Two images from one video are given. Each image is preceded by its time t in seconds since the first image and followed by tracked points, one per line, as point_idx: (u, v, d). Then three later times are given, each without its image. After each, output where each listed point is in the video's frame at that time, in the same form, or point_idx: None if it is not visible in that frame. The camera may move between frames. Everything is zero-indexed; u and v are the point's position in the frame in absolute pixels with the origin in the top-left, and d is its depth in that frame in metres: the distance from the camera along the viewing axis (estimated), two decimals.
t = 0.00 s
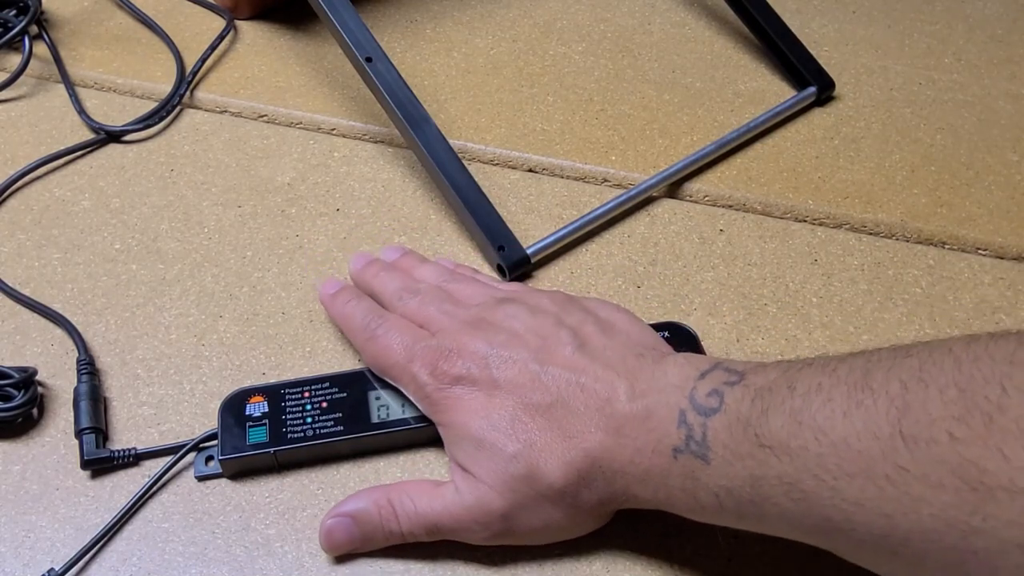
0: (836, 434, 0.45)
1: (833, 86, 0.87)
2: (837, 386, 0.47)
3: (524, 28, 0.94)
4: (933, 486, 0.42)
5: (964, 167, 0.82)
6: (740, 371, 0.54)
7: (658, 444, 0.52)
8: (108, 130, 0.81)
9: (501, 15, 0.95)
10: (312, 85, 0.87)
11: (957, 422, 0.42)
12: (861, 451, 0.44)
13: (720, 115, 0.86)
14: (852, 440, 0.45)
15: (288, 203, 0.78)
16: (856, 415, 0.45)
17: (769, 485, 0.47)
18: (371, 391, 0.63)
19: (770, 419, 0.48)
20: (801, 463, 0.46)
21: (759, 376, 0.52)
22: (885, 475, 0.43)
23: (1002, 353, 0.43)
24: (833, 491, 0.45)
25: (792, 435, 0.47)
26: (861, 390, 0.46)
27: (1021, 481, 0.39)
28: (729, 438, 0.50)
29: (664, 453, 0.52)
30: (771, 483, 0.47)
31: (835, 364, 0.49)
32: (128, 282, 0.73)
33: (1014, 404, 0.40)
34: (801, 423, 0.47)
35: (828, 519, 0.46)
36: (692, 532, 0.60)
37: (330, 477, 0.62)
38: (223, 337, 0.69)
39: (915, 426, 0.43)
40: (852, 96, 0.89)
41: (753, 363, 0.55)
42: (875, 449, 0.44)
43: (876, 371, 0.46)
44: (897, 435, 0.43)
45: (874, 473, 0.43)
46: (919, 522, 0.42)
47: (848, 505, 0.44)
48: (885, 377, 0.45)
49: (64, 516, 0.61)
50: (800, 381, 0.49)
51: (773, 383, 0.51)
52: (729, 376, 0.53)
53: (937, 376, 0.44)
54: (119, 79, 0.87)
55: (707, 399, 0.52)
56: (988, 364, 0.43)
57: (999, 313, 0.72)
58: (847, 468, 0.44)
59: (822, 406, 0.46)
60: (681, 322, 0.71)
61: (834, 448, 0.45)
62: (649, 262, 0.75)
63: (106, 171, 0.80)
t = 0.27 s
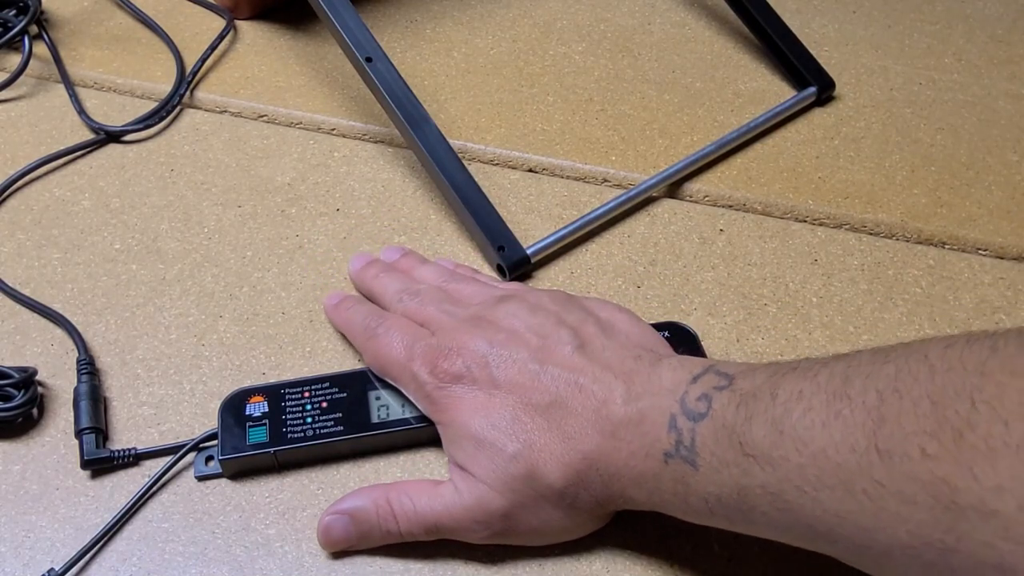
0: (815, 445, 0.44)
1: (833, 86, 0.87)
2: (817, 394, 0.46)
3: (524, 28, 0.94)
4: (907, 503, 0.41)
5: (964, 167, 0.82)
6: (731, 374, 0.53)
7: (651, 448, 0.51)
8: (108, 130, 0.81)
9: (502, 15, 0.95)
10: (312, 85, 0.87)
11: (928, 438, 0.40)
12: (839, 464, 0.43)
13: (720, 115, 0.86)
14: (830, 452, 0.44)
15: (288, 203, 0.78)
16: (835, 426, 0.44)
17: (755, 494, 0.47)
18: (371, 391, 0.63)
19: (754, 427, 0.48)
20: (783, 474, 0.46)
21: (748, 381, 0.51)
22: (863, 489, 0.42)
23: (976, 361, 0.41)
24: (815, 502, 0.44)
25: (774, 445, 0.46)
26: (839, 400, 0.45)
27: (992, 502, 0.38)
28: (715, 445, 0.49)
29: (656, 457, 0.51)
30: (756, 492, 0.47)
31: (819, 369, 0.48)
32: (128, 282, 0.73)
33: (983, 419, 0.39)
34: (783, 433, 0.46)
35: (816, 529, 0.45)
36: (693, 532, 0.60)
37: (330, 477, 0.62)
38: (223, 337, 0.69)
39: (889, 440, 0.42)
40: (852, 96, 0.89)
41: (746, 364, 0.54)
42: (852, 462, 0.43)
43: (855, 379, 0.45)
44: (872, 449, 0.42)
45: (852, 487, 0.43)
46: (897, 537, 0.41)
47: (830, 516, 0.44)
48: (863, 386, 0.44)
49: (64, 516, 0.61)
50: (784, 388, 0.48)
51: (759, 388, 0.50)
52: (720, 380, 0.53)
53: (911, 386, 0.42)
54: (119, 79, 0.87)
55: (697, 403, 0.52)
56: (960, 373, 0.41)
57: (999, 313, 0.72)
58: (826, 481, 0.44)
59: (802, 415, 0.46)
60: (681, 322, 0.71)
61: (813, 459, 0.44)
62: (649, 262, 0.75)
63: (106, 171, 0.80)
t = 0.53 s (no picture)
0: (809, 464, 0.44)
1: (833, 86, 0.87)
2: (810, 410, 0.46)
3: (524, 28, 0.94)
4: (901, 531, 0.41)
5: (964, 167, 0.82)
6: (728, 380, 0.52)
7: (648, 452, 0.51)
8: (108, 130, 0.81)
9: (502, 15, 0.95)
10: (312, 85, 0.87)
11: (920, 466, 0.40)
12: (833, 485, 0.43)
13: (720, 115, 0.86)
14: (824, 472, 0.44)
15: (288, 203, 0.78)
16: (828, 446, 0.44)
17: (751, 508, 0.47)
18: (371, 391, 0.63)
19: (749, 440, 0.48)
20: (777, 491, 0.45)
21: (743, 389, 0.51)
22: (856, 512, 0.42)
23: (967, 386, 0.40)
24: (811, 521, 0.44)
25: (768, 462, 0.46)
26: (832, 417, 0.44)
27: (983, 538, 0.37)
28: (711, 457, 0.49)
29: (653, 462, 0.51)
30: (752, 506, 0.47)
31: (812, 382, 0.47)
32: (128, 282, 0.73)
33: (974, 452, 0.38)
34: (777, 448, 0.46)
35: (812, 543, 0.45)
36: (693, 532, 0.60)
37: (330, 477, 0.62)
38: (223, 337, 0.69)
39: (882, 465, 0.41)
40: (852, 96, 0.89)
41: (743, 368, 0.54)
42: (845, 483, 0.43)
43: (848, 396, 0.45)
44: (865, 472, 0.42)
45: (845, 508, 0.43)
46: (892, 562, 0.42)
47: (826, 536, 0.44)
48: (856, 405, 0.44)
49: (64, 516, 0.61)
50: (778, 401, 0.48)
51: (753, 399, 0.50)
52: (717, 386, 0.52)
53: (904, 410, 0.42)
54: (119, 79, 0.87)
55: (693, 410, 0.51)
56: (952, 400, 0.40)
57: (999, 313, 0.72)
58: (821, 501, 0.44)
59: (796, 432, 0.45)
60: (681, 322, 0.71)
61: (807, 478, 0.44)
62: (649, 262, 0.75)
63: (106, 171, 0.80)
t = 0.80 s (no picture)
0: (805, 475, 0.44)
1: (833, 86, 0.86)
2: (807, 420, 0.46)
3: (524, 28, 0.94)
4: (897, 547, 0.41)
5: (964, 167, 0.82)
6: (727, 383, 0.52)
7: (648, 453, 0.51)
8: (108, 130, 0.81)
9: (502, 15, 0.95)
10: (312, 85, 0.87)
11: (916, 484, 0.40)
12: (829, 497, 0.43)
13: (720, 115, 0.86)
14: (820, 484, 0.44)
15: (288, 204, 0.78)
16: (824, 457, 0.44)
17: (749, 516, 0.47)
18: (371, 391, 0.63)
19: (746, 448, 0.48)
20: (774, 501, 0.46)
21: (742, 395, 0.51)
22: (853, 525, 0.42)
23: (963, 401, 0.40)
24: (808, 532, 0.45)
25: (765, 471, 0.46)
26: (829, 428, 0.44)
27: (978, 560, 0.37)
28: (708, 463, 0.49)
29: (652, 464, 0.51)
30: (751, 515, 0.47)
31: (809, 390, 0.47)
32: (128, 282, 0.73)
33: (969, 472, 0.38)
34: (774, 458, 0.46)
35: (810, 552, 0.46)
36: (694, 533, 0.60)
37: (330, 477, 0.62)
38: (223, 337, 0.69)
39: (877, 480, 0.41)
40: (852, 96, 0.89)
41: (742, 370, 0.53)
42: (841, 497, 0.43)
43: (845, 407, 0.44)
44: (860, 486, 0.42)
45: (842, 521, 0.43)
46: None
47: (823, 546, 0.44)
48: (852, 416, 0.44)
49: (64, 516, 0.61)
50: (775, 409, 0.48)
51: (751, 405, 0.49)
52: (715, 389, 0.52)
53: (900, 424, 0.42)
54: (119, 79, 0.87)
55: (691, 414, 0.51)
56: (948, 416, 0.40)
57: (999, 313, 0.72)
58: (818, 513, 0.44)
59: (793, 442, 0.45)
60: (681, 322, 0.71)
61: (804, 489, 0.44)
62: (649, 262, 0.75)
63: (106, 171, 0.80)
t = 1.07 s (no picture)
0: (804, 476, 0.44)
1: (833, 86, 0.86)
2: (806, 421, 0.46)
3: (524, 28, 0.94)
4: (895, 548, 0.41)
5: (964, 168, 0.82)
6: (725, 384, 0.52)
7: (648, 452, 0.51)
8: (108, 130, 0.81)
9: (502, 15, 0.95)
10: (312, 85, 0.87)
11: (914, 485, 0.40)
12: (828, 498, 0.43)
13: (720, 115, 0.86)
14: (819, 485, 0.44)
15: (288, 203, 0.78)
16: (823, 458, 0.44)
17: (749, 517, 0.47)
18: (371, 391, 0.63)
19: (745, 449, 0.48)
20: (774, 502, 0.46)
21: (742, 396, 0.51)
22: (851, 526, 0.42)
23: (961, 403, 0.40)
24: (807, 533, 0.45)
25: (764, 472, 0.46)
26: (828, 429, 0.44)
27: (976, 561, 0.37)
28: (707, 464, 0.49)
29: (652, 463, 0.51)
30: (750, 515, 0.47)
31: (808, 391, 0.47)
32: (128, 282, 0.73)
33: (967, 474, 0.38)
34: (773, 459, 0.46)
35: (810, 553, 0.45)
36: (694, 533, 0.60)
37: (329, 477, 0.62)
38: (223, 337, 0.69)
39: (876, 481, 0.41)
40: (852, 96, 0.89)
41: (741, 370, 0.53)
42: (840, 499, 0.43)
43: (843, 408, 0.45)
44: (859, 487, 0.42)
45: (841, 523, 0.43)
46: None
47: (822, 547, 0.44)
48: (851, 418, 0.44)
49: (64, 516, 0.61)
50: (774, 409, 0.48)
51: (749, 406, 0.49)
52: (714, 390, 0.52)
53: (898, 425, 0.42)
54: (119, 79, 0.87)
55: (690, 415, 0.51)
56: (945, 418, 0.40)
57: (999, 313, 0.72)
58: (817, 514, 0.44)
59: (792, 443, 0.45)
60: (681, 322, 0.71)
61: (803, 490, 0.44)
62: (650, 262, 0.75)
63: (106, 171, 0.80)
